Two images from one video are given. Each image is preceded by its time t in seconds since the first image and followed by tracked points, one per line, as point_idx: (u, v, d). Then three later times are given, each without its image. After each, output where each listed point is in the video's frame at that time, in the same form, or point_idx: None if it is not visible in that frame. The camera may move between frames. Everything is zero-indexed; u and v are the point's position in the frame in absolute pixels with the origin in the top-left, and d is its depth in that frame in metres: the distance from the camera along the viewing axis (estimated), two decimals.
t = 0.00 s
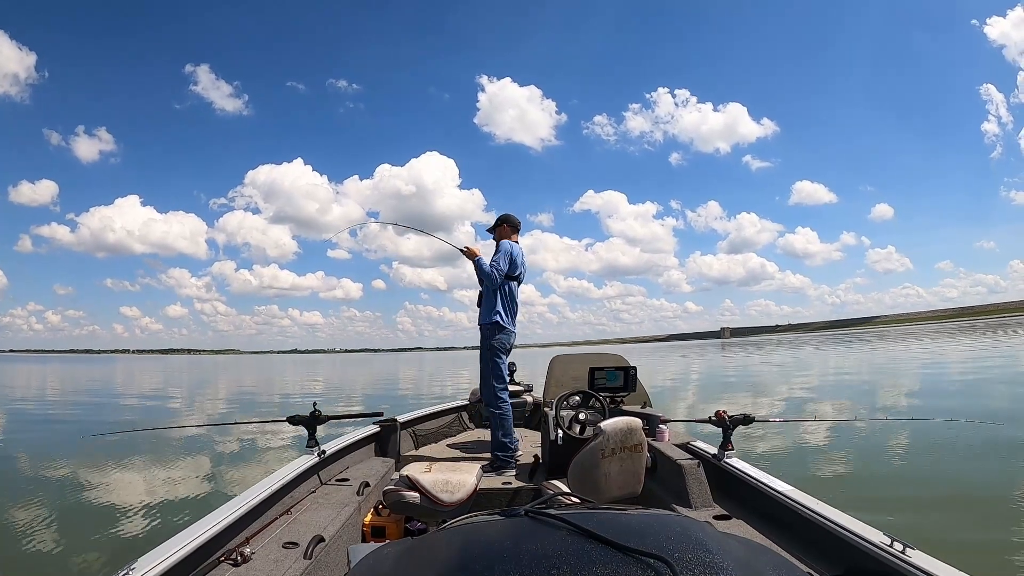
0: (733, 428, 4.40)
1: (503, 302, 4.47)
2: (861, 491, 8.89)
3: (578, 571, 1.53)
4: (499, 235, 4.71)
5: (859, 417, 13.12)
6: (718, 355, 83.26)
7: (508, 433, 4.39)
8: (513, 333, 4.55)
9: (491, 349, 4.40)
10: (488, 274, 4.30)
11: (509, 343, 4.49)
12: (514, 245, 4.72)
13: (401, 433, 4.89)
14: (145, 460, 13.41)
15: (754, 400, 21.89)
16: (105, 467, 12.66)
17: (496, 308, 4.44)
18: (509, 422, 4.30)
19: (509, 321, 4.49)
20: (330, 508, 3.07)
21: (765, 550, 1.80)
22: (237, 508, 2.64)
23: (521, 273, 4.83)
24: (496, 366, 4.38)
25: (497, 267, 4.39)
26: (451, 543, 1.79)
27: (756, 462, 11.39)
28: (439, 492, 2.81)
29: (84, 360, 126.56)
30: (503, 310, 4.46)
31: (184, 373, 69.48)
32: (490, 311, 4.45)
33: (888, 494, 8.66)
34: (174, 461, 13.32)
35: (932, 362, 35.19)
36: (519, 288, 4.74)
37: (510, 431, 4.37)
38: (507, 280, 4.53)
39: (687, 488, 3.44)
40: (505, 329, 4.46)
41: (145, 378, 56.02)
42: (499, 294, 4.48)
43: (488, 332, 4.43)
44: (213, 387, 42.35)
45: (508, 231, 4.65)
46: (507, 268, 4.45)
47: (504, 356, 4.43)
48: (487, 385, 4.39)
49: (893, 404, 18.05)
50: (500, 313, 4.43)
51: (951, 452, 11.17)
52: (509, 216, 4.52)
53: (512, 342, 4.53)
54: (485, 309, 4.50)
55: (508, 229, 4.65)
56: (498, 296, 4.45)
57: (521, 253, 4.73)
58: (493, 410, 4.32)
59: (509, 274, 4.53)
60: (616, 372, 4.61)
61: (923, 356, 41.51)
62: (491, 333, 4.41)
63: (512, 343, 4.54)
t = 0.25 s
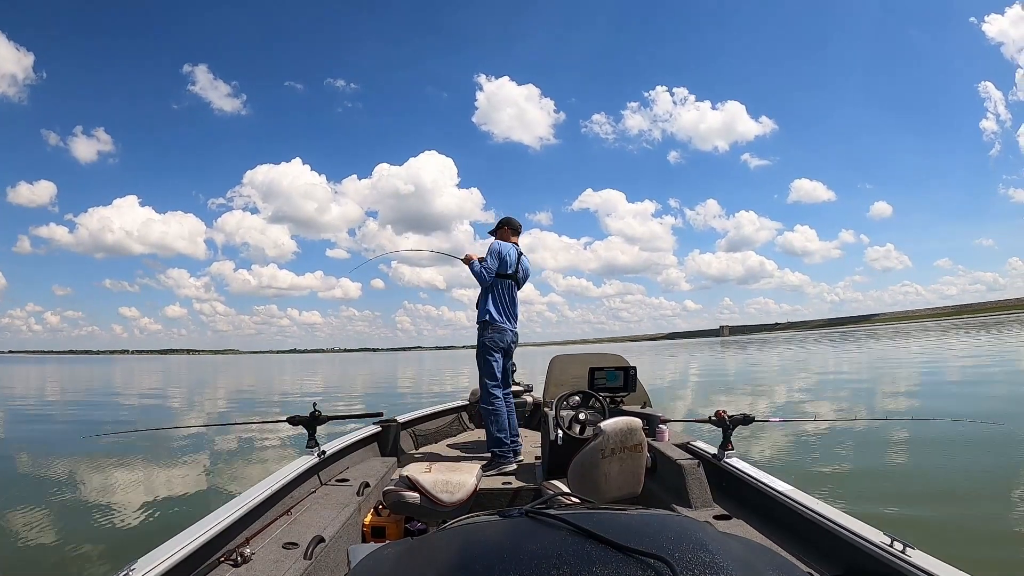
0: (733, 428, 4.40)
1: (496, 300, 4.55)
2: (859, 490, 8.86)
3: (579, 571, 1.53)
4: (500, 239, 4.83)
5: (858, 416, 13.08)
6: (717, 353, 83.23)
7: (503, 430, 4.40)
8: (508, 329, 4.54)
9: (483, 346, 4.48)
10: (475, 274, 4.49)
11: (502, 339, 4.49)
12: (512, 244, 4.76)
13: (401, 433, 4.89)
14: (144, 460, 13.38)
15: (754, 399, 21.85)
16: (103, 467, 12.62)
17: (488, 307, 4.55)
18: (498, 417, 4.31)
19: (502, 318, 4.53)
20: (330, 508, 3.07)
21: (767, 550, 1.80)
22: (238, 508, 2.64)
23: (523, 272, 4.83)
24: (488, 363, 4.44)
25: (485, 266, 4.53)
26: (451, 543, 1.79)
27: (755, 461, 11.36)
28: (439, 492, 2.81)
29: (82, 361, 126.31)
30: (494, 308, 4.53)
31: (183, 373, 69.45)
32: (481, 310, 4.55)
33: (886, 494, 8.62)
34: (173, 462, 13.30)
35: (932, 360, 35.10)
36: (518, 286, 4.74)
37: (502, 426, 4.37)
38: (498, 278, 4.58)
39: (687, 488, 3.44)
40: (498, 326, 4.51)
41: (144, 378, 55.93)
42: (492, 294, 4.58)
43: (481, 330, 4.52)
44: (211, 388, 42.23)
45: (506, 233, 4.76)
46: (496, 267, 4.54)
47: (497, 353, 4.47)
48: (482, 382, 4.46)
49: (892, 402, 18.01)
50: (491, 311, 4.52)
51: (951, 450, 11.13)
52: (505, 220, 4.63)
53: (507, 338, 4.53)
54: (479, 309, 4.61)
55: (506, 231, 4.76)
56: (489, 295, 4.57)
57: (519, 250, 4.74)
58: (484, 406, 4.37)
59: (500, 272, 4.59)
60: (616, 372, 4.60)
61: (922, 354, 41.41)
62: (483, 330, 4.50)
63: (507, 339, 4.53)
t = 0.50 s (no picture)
0: (733, 427, 4.40)
1: (496, 298, 4.56)
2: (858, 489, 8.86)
3: (579, 571, 1.53)
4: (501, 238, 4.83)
5: (858, 415, 13.07)
6: (717, 351, 83.20)
7: (501, 426, 4.40)
8: (508, 326, 4.53)
9: (484, 344, 4.49)
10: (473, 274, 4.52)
11: (502, 336, 4.49)
12: (512, 243, 4.75)
13: (401, 433, 4.89)
14: (144, 459, 13.39)
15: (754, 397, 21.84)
16: (104, 465, 12.64)
17: (488, 305, 4.56)
18: (497, 414, 4.32)
19: (502, 316, 4.53)
20: (330, 508, 3.07)
21: (767, 549, 1.80)
22: (238, 508, 2.64)
23: (524, 270, 4.82)
24: (488, 361, 4.46)
25: (484, 266, 4.54)
26: (451, 543, 1.78)
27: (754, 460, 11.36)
28: (439, 492, 2.81)
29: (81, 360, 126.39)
30: (495, 306, 4.54)
31: (183, 372, 69.39)
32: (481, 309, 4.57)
33: (885, 492, 8.62)
34: (173, 460, 13.30)
35: (932, 358, 35.07)
36: (519, 284, 4.72)
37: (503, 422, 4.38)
38: (498, 277, 4.58)
39: (687, 487, 3.44)
40: (498, 324, 4.51)
41: (143, 377, 55.95)
42: (492, 292, 4.59)
43: (483, 329, 4.53)
44: (211, 386, 42.22)
45: (506, 232, 4.76)
46: (495, 266, 4.55)
47: (496, 350, 4.47)
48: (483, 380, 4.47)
49: (892, 401, 17.99)
50: (490, 309, 4.53)
51: (951, 449, 11.11)
52: (504, 220, 4.65)
53: (508, 334, 4.52)
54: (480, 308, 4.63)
55: (506, 230, 4.76)
56: (489, 294, 4.58)
57: (518, 249, 4.73)
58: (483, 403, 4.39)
59: (499, 271, 4.59)
60: (616, 371, 4.60)
61: (922, 352, 41.40)
62: (484, 329, 4.51)
63: (508, 336, 4.52)
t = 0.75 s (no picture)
0: (733, 427, 4.40)
1: (496, 298, 4.56)
2: (857, 489, 8.87)
3: (578, 571, 1.53)
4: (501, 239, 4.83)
5: (858, 415, 13.08)
6: (716, 351, 83.22)
7: (500, 424, 4.39)
8: (509, 325, 4.53)
9: (485, 344, 4.49)
10: (473, 274, 4.53)
11: (502, 335, 4.48)
12: (513, 243, 4.75)
13: (401, 433, 4.89)
14: (144, 458, 13.41)
15: (753, 397, 21.83)
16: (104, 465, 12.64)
17: (488, 305, 4.56)
18: (496, 413, 4.31)
19: (503, 316, 4.53)
20: (330, 508, 3.06)
21: (767, 549, 1.80)
22: (238, 508, 2.64)
23: (524, 270, 4.82)
24: (487, 360, 4.45)
25: (484, 266, 4.54)
26: (451, 543, 1.78)
27: (753, 460, 11.40)
28: (439, 492, 2.81)
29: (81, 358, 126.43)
30: (496, 305, 4.54)
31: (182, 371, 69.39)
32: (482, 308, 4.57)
33: (884, 491, 8.65)
34: (171, 459, 13.29)
35: (931, 359, 35.07)
36: (519, 283, 4.72)
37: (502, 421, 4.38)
38: (499, 276, 4.59)
39: (687, 487, 3.44)
40: (499, 324, 4.51)
41: (142, 376, 55.95)
42: (492, 292, 4.59)
43: (484, 328, 4.53)
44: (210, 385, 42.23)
45: (506, 233, 4.76)
46: (496, 266, 4.55)
47: (497, 349, 4.47)
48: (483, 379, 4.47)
49: (891, 401, 18.00)
50: (491, 309, 4.53)
51: (949, 449, 11.11)
52: (505, 220, 4.66)
53: (508, 333, 4.52)
54: (481, 307, 4.63)
55: (505, 231, 4.76)
56: (490, 294, 4.58)
57: (519, 249, 4.73)
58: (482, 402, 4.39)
59: (500, 271, 4.59)
60: (616, 371, 4.60)
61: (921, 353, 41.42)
62: (485, 328, 4.51)
63: (508, 335, 4.52)
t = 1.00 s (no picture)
0: (733, 427, 4.39)
1: (497, 298, 4.56)
2: (856, 489, 8.90)
3: (579, 571, 1.53)
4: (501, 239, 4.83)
5: (857, 415, 13.10)
6: (716, 352, 83.24)
7: (497, 423, 4.40)
8: (509, 325, 4.54)
9: (484, 343, 4.49)
10: (476, 272, 4.51)
11: (502, 335, 4.49)
12: (513, 244, 4.76)
13: (401, 432, 4.89)
14: (144, 459, 13.40)
15: (753, 398, 21.85)
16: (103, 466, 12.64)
17: (489, 304, 4.56)
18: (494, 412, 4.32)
19: (503, 316, 4.54)
20: (330, 508, 3.06)
21: (767, 549, 1.80)
22: (237, 508, 2.64)
23: (524, 271, 4.83)
24: (487, 359, 4.45)
25: (487, 265, 4.54)
26: (451, 543, 1.78)
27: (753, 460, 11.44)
28: (439, 492, 2.81)
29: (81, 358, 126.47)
30: (496, 305, 4.55)
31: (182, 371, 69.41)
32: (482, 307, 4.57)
33: (883, 492, 8.68)
34: (172, 459, 13.27)
35: (931, 360, 35.07)
36: (519, 284, 4.73)
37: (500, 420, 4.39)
38: (499, 276, 4.59)
39: (687, 487, 3.44)
40: (499, 323, 4.52)
41: (142, 376, 55.99)
42: (493, 291, 4.59)
43: (483, 327, 4.53)
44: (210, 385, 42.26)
45: (505, 234, 4.77)
46: (499, 266, 4.56)
47: (496, 349, 4.47)
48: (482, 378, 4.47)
49: (891, 402, 18.01)
50: (491, 309, 4.53)
51: (949, 450, 11.12)
52: (507, 221, 4.68)
53: (508, 333, 4.52)
54: (481, 306, 4.63)
55: (506, 232, 4.77)
56: (491, 294, 4.58)
57: (519, 250, 4.74)
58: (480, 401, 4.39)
59: (501, 271, 4.60)
60: (616, 371, 4.60)
61: (920, 354, 41.42)
62: (485, 327, 4.51)
63: (508, 335, 4.52)
